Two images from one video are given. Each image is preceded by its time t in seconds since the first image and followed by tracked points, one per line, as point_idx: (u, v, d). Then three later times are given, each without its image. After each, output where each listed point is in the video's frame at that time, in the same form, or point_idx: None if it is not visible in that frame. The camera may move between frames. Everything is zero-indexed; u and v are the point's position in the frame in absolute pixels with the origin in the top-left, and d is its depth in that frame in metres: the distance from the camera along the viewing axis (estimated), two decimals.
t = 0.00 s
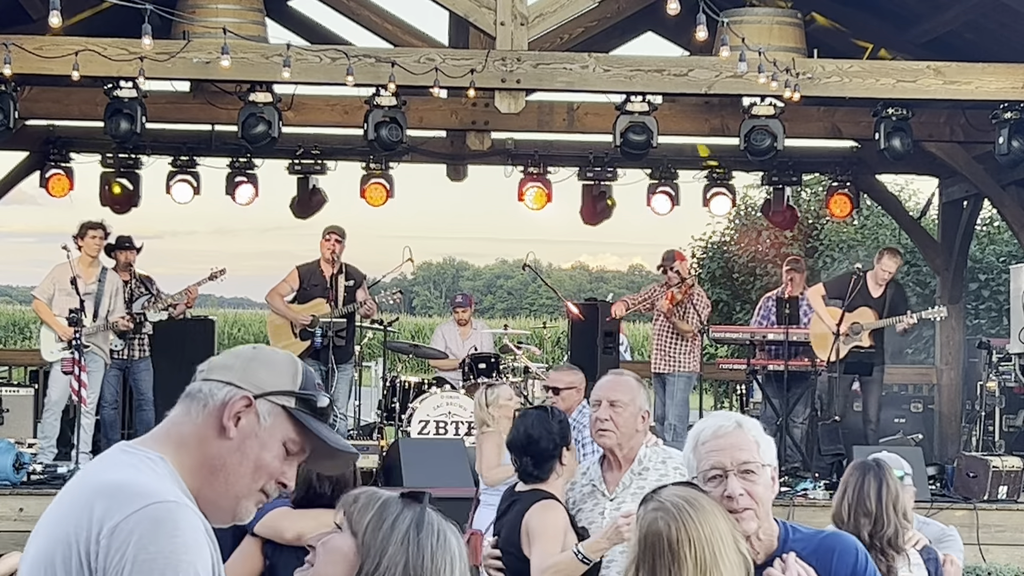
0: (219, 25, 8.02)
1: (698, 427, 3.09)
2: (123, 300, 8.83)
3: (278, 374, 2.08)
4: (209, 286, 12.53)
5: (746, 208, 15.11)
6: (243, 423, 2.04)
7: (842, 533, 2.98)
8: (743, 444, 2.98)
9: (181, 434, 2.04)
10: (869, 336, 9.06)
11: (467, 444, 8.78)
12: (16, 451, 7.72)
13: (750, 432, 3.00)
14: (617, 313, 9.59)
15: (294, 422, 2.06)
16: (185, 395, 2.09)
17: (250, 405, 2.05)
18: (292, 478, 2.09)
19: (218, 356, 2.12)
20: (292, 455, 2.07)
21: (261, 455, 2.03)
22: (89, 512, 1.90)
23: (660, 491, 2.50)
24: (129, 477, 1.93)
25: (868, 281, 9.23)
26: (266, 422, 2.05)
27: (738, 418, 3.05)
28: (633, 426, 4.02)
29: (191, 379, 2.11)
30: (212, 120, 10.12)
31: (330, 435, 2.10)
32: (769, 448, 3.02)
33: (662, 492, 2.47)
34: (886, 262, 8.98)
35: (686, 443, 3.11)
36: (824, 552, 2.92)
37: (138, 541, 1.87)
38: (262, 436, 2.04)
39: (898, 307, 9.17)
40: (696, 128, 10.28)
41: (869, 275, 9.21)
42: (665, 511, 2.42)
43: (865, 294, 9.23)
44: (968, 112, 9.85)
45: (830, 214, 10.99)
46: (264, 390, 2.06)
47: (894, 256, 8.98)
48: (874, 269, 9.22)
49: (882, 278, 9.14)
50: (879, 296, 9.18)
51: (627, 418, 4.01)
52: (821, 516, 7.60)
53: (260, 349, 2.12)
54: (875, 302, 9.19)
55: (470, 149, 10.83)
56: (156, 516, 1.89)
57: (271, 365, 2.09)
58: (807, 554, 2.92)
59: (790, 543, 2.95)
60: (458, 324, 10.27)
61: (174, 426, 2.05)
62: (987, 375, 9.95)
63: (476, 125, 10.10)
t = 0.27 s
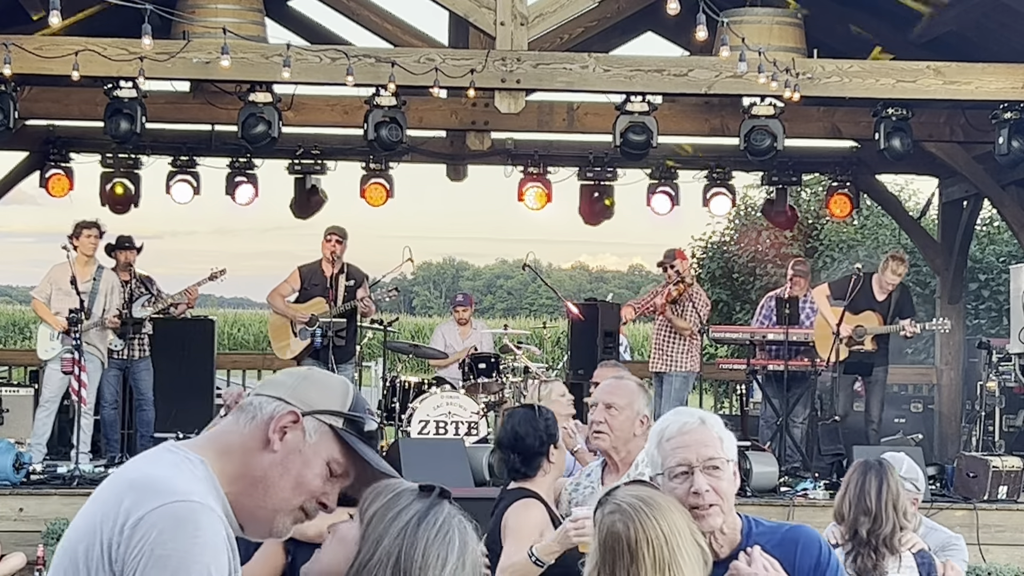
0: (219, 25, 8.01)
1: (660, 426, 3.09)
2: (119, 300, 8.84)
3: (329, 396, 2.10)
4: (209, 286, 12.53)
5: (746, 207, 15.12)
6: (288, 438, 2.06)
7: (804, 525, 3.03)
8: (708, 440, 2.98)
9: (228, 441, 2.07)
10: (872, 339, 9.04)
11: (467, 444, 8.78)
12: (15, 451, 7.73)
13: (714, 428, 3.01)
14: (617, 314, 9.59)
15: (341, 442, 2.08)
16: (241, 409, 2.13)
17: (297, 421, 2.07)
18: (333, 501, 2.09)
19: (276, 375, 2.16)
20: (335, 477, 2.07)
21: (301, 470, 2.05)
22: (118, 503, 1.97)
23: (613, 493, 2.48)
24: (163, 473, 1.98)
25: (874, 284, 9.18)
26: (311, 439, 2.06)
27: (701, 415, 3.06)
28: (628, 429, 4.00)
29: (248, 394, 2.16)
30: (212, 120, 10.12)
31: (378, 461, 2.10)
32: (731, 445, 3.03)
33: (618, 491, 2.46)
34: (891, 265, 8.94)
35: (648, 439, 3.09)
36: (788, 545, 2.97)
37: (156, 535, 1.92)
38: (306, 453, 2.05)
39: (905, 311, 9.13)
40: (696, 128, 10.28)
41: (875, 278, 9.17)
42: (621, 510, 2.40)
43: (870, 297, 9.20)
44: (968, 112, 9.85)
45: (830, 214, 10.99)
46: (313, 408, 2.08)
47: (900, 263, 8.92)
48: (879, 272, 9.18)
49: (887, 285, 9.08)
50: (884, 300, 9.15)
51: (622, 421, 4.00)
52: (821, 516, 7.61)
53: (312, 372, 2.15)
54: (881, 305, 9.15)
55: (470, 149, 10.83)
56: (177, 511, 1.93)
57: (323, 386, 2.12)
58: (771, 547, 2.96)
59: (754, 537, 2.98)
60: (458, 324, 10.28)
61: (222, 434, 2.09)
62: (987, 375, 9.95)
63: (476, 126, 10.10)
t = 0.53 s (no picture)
0: (219, 25, 8.02)
1: (648, 421, 3.09)
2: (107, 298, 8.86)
3: (362, 402, 2.11)
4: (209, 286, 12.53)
5: (746, 207, 15.13)
6: (319, 444, 2.07)
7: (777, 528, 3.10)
8: (700, 443, 3.01)
9: (261, 448, 2.10)
10: (874, 337, 9.05)
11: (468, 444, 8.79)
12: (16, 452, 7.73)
13: (705, 431, 3.05)
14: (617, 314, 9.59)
15: (372, 448, 2.08)
16: (278, 413, 2.15)
17: (328, 427, 2.08)
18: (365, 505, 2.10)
19: (311, 379, 2.17)
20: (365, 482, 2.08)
21: (330, 477, 2.06)
22: (138, 506, 2.01)
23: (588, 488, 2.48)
24: (185, 481, 2.02)
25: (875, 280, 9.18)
26: (342, 445, 2.07)
27: (693, 415, 3.09)
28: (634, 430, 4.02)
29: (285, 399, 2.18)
30: (212, 120, 10.13)
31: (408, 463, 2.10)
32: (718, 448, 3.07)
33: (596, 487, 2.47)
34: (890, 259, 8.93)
35: (636, 433, 3.09)
36: (761, 546, 3.04)
37: (167, 544, 1.96)
38: (336, 459, 2.06)
39: (906, 309, 9.10)
40: (696, 128, 10.28)
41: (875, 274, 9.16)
42: (595, 508, 2.40)
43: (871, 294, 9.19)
44: (968, 112, 9.85)
45: (830, 214, 11.00)
46: (345, 414, 2.08)
47: (899, 257, 8.92)
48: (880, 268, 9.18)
49: (887, 277, 9.08)
50: (886, 296, 9.14)
51: (628, 421, 4.01)
52: (821, 516, 7.60)
53: (347, 378, 2.15)
54: (882, 302, 9.14)
55: (470, 149, 10.83)
56: (190, 522, 1.96)
57: (357, 391, 2.12)
58: (744, 548, 3.03)
59: (729, 537, 3.04)
60: (458, 324, 10.28)
61: (256, 439, 2.12)
62: (987, 375, 9.95)
63: (476, 126, 10.10)
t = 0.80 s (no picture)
0: (219, 25, 8.01)
1: (654, 421, 3.11)
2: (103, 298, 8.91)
3: (365, 408, 2.08)
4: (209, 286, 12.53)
5: (746, 208, 15.13)
6: (323, 453, 2.05)
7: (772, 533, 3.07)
8: (706, 444, 3.03)
9: (264, 461, 2.09)
10: (872, 333, 9.09)
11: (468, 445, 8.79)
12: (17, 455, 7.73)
13: (709, 433, 3.07)
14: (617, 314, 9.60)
15: (376, 455, 2.05)
16: (281, 422, 2.14)
17: (331, 435, 2.05)
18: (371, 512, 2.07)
19: (315, 385, 2.15)
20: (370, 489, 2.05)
21: (335, 486, 2.04)
22: (140, 522, 2.02)
23: (596, 488, 2.53)
24: (189, 499, 2.03)
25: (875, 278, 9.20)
26: (345, 453, 2.05)
27: (696, 418, 3.11)
28: (625, 428, 3.98)
29: (289, 406, 2.16)
30: (213, 120, 10.14)
31: (415, 467, 2.06)
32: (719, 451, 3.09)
33: (602, 488, 2.51)
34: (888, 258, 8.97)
35: (640, 433, 3.10)
36: (755, 549, 3.02)
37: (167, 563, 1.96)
38: (341, 468, 2.04)
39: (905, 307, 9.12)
40: (696, 128, 10.28)
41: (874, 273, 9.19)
42: (602, 508, 2.45)
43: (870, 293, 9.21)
44: (968, 112, 9.85)
45: (830, 214, 11.00)
46: (348, 422, 2.06)
47: (897, 253, 8.97)
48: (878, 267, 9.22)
49: (887, 274, 9.11)
50: (884, 294, 9.16)
51: (619, 419, 3.99)
52: (821, 516, 7.60)
53: (350, 384, 2.12)
54: (880, 300, 9.17)
55: (470, 149, 10.84)
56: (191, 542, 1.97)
57: (361, 397, 2.09)
58: (738, 550, 3.01)
59: (723, 540, 3.03)
60: (459, 324, 10.28)
61: (259, 450, 2.11)
62: (987, 375, 9.95)
63: (476, 126, 10.10)
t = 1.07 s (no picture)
0: (219, 25, 8.01)
1: (675, 416, 3.21)
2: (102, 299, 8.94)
3: (368, 411, 2.07)
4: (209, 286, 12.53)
5: (746, 208, 15.14)
6: (325, 455, 2.05)
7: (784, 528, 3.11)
8: (725, 440, 3.14)
9: (265, 462, 2.08)
10: (871, 334, 9.09)
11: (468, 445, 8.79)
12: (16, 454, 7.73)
13: (728, 429, 3.17)
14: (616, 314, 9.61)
15: (378, 459, 2.04)
16: (282, 424, 2.13)
17: (334, 438, 2.05)
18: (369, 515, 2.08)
19: (318, 386, 2.15)
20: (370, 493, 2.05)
21: (337, 489, 2.03)
22: (144, 523, 1.99)
23: (625, 482, 2.67)
24: (191, 499, 2.00)
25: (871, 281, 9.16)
26: (348, 457, 2.04)
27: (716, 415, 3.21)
28: (612, 428, 3.90)
29: (289, 408, 2.16)
30: (213, 120, 10.14)
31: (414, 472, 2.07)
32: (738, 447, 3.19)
33: (630, 484, 2.65)
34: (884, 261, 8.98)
35: (661, 427, 3.21)
36: (771, 544, 3.06)
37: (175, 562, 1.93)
38: (343, 471, 2.04)
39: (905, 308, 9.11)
40: (696, 129, 10.28)
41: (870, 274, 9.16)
42: (629, 503, 2.58)
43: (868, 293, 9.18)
44: (968, 112, 9.85)
45: (830, 214, 11.00)
46: (351, 424, 2.06)
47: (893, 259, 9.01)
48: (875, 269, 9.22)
49: (884, 279, 9.11)
50: (882, 295, 9.15)
51: (606, 419, 3.90)
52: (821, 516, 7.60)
53: (354, 386, 2.12)
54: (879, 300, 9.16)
55: (470, 150, 10.84)
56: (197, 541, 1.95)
57: (364, 400, 2.09)
58: (754, 545, 3.05)
59: (739, 536, 3.08)
60: (459, 324, 10.28)
61: (260, 450, 2.10)
62: (987, 375, 9.95)
63: (476, 126, 10.10)
